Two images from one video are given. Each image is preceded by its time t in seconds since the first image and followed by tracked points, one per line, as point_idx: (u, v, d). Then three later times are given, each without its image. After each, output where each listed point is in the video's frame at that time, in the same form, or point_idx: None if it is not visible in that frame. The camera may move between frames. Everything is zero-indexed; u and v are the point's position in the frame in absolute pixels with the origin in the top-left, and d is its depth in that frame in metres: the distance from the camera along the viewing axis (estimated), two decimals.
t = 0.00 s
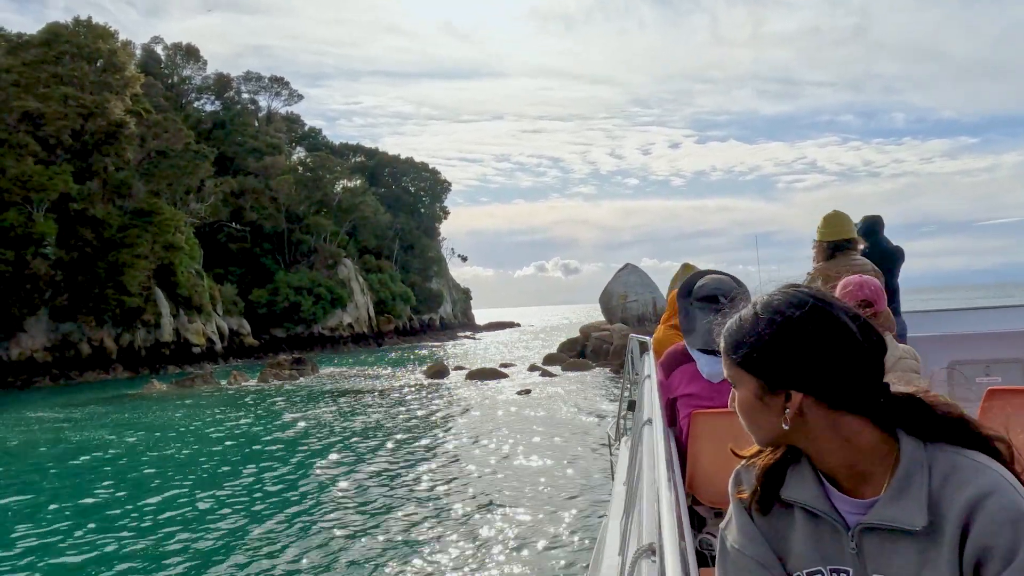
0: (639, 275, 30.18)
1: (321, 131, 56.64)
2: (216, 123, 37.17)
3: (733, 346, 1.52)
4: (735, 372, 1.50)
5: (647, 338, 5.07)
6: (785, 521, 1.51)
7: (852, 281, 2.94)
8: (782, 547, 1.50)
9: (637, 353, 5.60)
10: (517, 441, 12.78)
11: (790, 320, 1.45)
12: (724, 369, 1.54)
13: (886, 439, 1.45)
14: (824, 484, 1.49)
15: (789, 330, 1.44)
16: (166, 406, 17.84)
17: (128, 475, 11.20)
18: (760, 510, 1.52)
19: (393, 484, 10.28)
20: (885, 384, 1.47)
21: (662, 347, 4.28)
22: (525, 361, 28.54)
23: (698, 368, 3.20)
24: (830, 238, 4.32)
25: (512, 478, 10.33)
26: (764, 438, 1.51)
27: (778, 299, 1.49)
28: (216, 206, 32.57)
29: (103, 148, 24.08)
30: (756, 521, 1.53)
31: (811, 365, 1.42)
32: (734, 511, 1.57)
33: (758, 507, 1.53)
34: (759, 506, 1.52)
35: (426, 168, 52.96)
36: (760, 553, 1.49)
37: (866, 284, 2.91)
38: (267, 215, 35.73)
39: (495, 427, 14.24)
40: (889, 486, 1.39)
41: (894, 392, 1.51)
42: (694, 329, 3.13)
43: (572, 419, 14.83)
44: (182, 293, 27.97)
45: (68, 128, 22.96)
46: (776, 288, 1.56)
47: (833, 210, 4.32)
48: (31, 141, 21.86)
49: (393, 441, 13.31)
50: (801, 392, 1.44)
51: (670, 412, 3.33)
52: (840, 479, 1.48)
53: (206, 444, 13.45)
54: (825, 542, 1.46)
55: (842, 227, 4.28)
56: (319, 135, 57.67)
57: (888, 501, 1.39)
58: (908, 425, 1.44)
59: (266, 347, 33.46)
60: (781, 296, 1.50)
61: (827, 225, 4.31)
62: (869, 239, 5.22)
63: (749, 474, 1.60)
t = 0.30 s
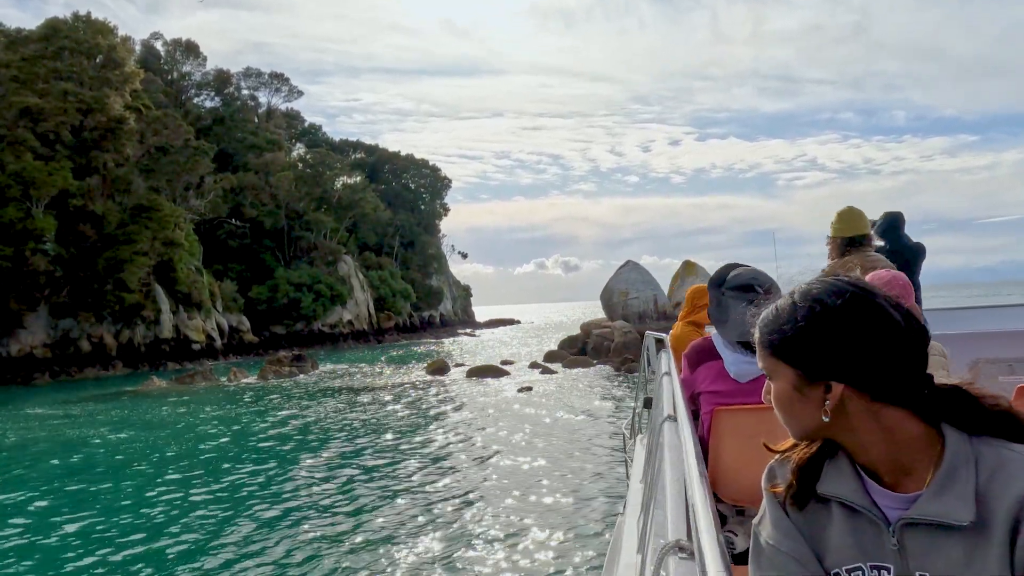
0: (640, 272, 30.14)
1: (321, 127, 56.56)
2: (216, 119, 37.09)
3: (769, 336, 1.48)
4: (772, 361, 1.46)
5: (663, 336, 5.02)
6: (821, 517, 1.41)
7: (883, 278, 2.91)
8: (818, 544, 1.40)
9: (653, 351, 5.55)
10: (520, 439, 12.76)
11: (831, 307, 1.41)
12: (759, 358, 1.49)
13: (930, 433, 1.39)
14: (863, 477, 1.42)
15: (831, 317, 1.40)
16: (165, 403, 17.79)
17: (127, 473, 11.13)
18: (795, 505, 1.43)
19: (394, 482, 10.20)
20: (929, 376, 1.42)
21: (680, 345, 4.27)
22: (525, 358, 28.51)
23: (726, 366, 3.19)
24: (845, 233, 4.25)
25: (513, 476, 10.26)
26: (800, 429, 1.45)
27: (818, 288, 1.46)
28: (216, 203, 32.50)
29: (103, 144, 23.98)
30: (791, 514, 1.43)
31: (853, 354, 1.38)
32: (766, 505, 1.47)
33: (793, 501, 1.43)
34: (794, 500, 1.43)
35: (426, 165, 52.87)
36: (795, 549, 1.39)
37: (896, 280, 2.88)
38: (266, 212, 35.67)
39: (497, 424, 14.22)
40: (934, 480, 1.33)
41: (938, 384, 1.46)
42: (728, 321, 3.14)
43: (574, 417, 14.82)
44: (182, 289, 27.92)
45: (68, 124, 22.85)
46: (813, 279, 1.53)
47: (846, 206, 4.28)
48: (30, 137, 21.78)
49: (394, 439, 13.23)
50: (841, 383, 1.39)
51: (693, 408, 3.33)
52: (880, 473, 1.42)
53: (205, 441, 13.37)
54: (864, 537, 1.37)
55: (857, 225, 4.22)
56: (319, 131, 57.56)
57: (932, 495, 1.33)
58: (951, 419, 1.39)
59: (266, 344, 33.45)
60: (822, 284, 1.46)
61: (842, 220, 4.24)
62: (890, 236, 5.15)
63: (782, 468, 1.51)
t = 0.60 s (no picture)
0: (640, 269, 30.08)
1: (320, 123, 56.45)
2: (215, 114, 36.96)
3: (800, 307, 1.46)
4: (805, 332, 1.43)
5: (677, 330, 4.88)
6: (854, 494, 1.36)
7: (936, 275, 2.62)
8: (852, 520, 1.34)
9: (667, 345, 5.40)
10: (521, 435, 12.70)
11: (869, 271, 1.36)
12: (792, 330, 1.47)
13: (971, 403, 1.33)
14: (899, 451, 1.37)
15: (869, 281, 1.36)
16: (163, 400, 17.73)
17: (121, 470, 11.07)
18: (827, 481, 1.38)
19: (388, 480, 10.12)
20: (971, 344, 1.36)
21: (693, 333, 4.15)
22: (524, 355, 28.45)
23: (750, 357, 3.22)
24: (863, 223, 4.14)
25: (511, 474, 10.18)
26: (833, 402, 1.42)
27: (852, 254, 1.42)
28: (215, 199, 32.41)
29: (101, 140, 23.84)
30: (823, 492, 1.38)
31: (892, 320, 1.33)
32: (796, 481, 1.43)
33: (825, 478, 1.38)
34: (826, 477, 1.39)
35: (425, 161, 52.73)
36: (827, 525, 1.34)
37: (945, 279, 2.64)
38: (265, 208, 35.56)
39: (498, 421, 14.17)
40: (977, 453, 1.27)
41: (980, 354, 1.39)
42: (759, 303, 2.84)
43: (575, 413, 14.78)
44: (181, 286, 27.81)
45: (66, 120, 22.73)
46: (847, 247, 1.49)
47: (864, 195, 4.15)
48: (28, 132, 21.67)
49: (391, 436, 13.16)
50: (878, 350, 1.34)
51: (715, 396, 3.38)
52: (917, 447, 1.37)
53: (201, 438, 13.30)
54: (903, 513, 1.31)
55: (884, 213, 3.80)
56: (318, 127, 57.47)
57: (974, 469, 1.27)
58: (996, 390, 1.32)
59: (265, 341, 33.38)
60: (858, 250, 1.41)
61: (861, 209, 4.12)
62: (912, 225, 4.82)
63: (813, 445, 1.47)
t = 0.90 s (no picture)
0: (640, 267, 30.09)
1: (318, 120, 56.37)
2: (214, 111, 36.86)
3: (835, 277, 1.57)
4: (841, 303, 1.54)
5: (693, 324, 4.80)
6: (889, 470, 1.49)
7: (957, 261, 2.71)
8: (885, 499, 1.47)
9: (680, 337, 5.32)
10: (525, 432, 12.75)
11: (906, 238, 1.45)
12: (827, 302, 1.58)
13: (1009, 376, 1.42)
14: (935, 426, 1.48)
15: (902, 252, 1.45)
16: (162, 397, 17.73)
17: (119, 466, 11.07)
18: (860, 459, 1.52)
19: (386, 477, 10.14)
20: (1011, 317, 1.44)
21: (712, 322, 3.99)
22: (524, 352, 28.47)
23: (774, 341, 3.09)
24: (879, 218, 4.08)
25: (513, 471, 10.18)
26: (867, 374, 1.52)
27: (890, 219, 1.51)
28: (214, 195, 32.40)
29: (100, 136, 23.74)
30: (855, 470, 1.52)
31: (929, 290, 1.41)
32: (830, 458, 1.57)
33: (858, 456, 1.52)
34: (860, 453, 1.52)
35: (425, 158, 52.63)
36: (859, 503, 1.47)
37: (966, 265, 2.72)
38: (264, 205, 35.48)
39: (500, 417, 14.23)
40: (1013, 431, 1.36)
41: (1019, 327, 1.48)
42: (785, 291, 2.96)
43: (577, 410, 14.83)
44: (180, 282, 27.74)
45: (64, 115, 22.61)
46: (882, 213, 1.58)
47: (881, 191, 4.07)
48: (25, 127, 21.55)
49: (390, 433, 13.18)
50: (915, 321, 1.44)
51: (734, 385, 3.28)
52: (956, 421, 1.46)
53: (198, 435, 13.31)
54: (938, 491, 1.42)
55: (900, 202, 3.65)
56: (316, 124, 57.41)
57: (1013, 445, 1.35)
58: None
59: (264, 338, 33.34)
60: (896, 217, 1.51)
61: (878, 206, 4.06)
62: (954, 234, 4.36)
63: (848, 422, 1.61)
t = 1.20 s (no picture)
0: (640, 265, 30.04)
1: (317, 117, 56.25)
2: (212, 107, 36.73)
3: (839, 276, 1.55)
4: (845, 302, 1.51)
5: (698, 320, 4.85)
6: (893, 469, 1.48)
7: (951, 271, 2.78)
8: (888, 499, 1.46)
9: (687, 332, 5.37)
10: (524, 430, 12.75)
11: (914, 238, 1.42)
12: (832, 301, 1.55)
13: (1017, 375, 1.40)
14: (940, 425, 1.46)
15: (911, 253, 1.42)
16: (160, 394, 17.73)
17: (110, 464, 11.03)
18: (863, 459, 1.51)
19: (378, 475, 10.09)
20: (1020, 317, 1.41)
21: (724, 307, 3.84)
22: (523, 350, 28.45)
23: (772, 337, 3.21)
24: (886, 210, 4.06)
25: (510, 470, 10.11)
26: (872, 373, 1.50)
27: (897, 219, 1.48)
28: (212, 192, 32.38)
29: (97, 132, 23.59)
30: (860, 469, 1.51)
31: (938, 288, 1.38)
32: (832, 456, 1.56)
33: (862, 455, 1.51)
34: (864, 454, 1.51)
35: (423, 155, 52.49)
36: (860, 502, 1.46)
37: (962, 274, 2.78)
38: (262, 202, 35.38)
39: (499, 415, 14.22)
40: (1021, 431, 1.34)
41: None
42: (778, 287, 3.10)
43: (576, 408, 14.81)
44: (177, 279, 27.68)
45: (61, 111, 22.52)
46: (890, 211, 1.55)
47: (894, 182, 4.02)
48: (21, 123, 21.42)
49: (385, 432, 13.12)
50: (921, 321, 1.41)
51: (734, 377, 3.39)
52: (961, 422, 1.44)
53: (191, 433, 13.26)
54: (941, 491, 1.41)
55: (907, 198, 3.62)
56: (315, 121, 57.29)
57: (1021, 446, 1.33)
58: None
59: (263, 335, 33.32)
60: (903, 216, 1.48)
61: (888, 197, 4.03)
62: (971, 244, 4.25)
63: (851, 420, 1.60)
